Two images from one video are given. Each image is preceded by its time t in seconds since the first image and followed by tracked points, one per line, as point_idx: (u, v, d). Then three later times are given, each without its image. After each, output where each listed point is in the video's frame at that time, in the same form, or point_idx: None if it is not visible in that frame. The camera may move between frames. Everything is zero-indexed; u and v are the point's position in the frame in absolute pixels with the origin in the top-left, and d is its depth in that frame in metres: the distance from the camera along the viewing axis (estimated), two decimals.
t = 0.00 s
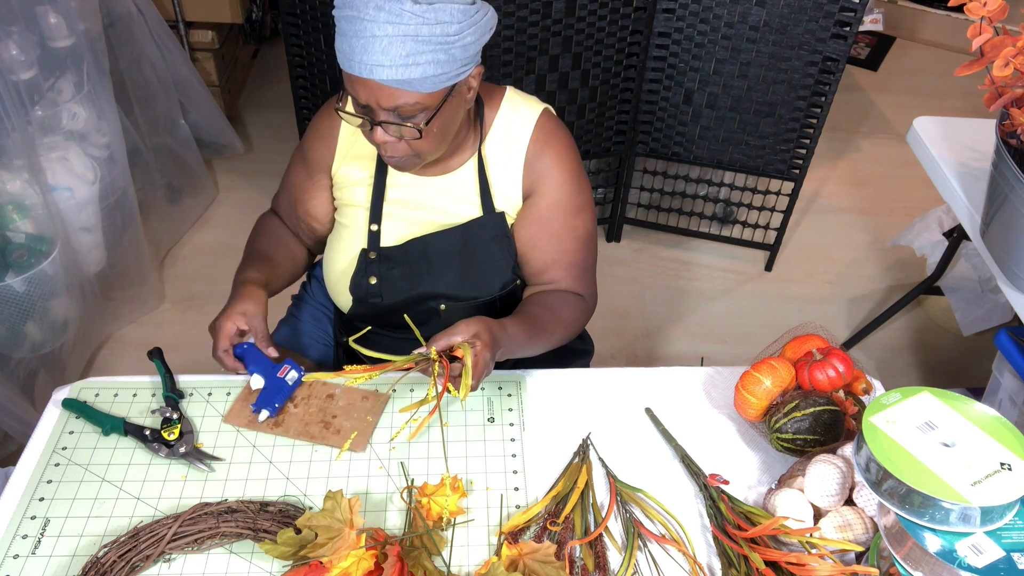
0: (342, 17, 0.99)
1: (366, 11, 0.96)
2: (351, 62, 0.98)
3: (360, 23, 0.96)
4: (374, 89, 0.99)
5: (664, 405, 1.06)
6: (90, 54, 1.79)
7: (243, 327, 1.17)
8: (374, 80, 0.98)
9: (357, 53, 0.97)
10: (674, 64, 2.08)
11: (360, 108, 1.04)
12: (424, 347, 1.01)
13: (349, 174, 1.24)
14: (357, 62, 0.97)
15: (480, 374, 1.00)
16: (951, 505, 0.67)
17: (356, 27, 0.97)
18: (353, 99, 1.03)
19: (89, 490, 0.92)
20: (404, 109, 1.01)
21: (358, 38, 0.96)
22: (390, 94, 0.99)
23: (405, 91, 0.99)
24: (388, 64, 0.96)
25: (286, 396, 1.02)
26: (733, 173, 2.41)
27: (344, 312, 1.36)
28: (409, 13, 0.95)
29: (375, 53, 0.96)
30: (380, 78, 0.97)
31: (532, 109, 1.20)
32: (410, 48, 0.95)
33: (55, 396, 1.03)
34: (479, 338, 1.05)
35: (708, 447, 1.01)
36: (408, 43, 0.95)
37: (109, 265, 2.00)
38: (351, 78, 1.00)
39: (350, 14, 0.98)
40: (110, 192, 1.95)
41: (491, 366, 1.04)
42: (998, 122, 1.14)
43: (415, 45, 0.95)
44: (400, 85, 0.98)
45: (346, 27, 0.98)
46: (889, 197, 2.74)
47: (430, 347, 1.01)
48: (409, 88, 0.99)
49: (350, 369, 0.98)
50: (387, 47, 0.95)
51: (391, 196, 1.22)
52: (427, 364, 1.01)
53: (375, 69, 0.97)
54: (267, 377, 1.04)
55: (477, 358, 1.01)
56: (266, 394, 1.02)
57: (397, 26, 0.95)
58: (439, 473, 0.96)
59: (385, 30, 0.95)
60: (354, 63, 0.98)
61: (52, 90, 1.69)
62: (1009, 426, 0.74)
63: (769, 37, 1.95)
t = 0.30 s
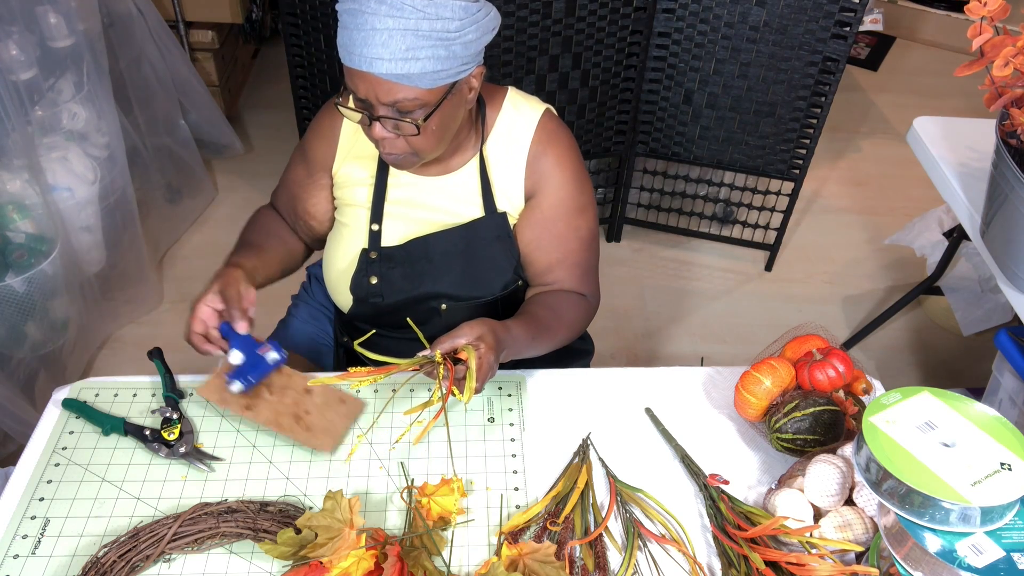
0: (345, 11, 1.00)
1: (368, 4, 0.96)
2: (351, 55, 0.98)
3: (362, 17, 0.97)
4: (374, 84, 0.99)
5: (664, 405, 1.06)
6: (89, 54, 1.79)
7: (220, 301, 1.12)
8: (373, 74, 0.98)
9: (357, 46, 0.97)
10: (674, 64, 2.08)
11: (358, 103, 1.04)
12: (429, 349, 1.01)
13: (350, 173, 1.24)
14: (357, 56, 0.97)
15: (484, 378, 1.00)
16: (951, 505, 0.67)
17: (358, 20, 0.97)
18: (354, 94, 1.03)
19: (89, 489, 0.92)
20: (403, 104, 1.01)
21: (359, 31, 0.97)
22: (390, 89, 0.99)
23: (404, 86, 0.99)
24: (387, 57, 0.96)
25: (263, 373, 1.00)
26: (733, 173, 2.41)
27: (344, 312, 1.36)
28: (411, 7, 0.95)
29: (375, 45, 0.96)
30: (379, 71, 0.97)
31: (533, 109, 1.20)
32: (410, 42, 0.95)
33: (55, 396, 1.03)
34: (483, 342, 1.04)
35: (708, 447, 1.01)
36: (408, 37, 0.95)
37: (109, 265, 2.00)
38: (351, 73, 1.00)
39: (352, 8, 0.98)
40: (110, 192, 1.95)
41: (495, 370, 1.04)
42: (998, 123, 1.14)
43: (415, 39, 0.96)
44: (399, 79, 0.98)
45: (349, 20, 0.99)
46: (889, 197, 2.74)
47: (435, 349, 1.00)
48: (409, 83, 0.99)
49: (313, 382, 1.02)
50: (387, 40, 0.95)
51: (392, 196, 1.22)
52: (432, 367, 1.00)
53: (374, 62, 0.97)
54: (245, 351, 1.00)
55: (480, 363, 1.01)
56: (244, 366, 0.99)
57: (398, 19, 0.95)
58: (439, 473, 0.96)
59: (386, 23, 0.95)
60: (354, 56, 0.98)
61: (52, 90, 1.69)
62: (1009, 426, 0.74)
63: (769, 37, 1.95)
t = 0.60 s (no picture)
0: (339, 10, 1.00)
1: (362, 3, 0.96)
2: (345, 54, 0.98)
3: (356, 15, 0.97)
4: (367, 82, 0.99)
5: (664, 405, 1.06)
6: (90, 54, 1.79)
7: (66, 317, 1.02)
8: (367, 72, 0.98)
9: (351, 45, 0.97)
10: (674, 64, 2.08)
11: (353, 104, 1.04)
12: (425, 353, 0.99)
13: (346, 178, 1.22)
14: (351, 54, 0.98)
15: (480, 380, 1.00)
16: (951, 505, 0.67)
17: (352, 19, 0.97)
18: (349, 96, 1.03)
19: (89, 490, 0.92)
20: (397, 104, 1.01)
21: (353, 30, 0.97)
22: (383, 88, 0.99)
23: (398, 85, 0.99)
24: (381, 57, 0.96)
25: (46, 400, 0.90)
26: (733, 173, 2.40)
27: (344, 316, 1.35)
28: (405, 6, 0.95)
29: (369, 44, 0.96)
30: (373, 70, 0.97)
31: (529, 108, 1.20)
32: (404, 41, 0.95)
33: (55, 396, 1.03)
34: (480, 343, 1.04)
35: (708, 447, 1.01)
36: (402, 37, 0.95)
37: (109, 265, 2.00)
38: (345, 72, 1.00)
39: (346, 6, 0.98)
40: (110, 192, 1.95)
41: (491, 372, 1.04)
42: (998, 123, 1.14)
43: (409, 39, 0.95)
44: (393, 79, 0.98)
45: (343, 19, 0.99)
46: (890, 197, 2.74)
47: (431, 352, 1.00)
48: (402, 82, 0.99)
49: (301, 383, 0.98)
50: (381, 39, 0.95)
51: (389, 200, 1.21)
52: (427, 368, 1.00)
53: (368, 61, 0.97)
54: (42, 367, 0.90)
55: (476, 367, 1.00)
56: (29, 383, 0.89)
57: (392, 18, 0.95)
58: (439, 473, 0.96)
59: (380, 22, 0.95)
60: (348, 56, 0.98)
61: (52, 90, 1.71)
62: (1009, 425, 0.74)
63: (769, 37, 1.95)
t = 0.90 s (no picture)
0: (328, 20, 1.00)
1: (350, 15, 0.96)
2: (332, 65, 0.99)
3: (343, 27, 0.97)
4: (354, 95, 0.99)
5: (664, 405, 1.06)
6: (90, 54, 1.79)
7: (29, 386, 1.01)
8: (353, 84, 0.98)
9: (338, 56, 0.97)
10: (674, 64, 2.08)
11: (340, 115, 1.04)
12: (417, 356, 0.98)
13: (341, 191, 1.22)
14: (338, 66, 0.98)
15: (469, 386, 0.99)
16: (951, 505, 0.67)
17: (340, 30, 0.97)
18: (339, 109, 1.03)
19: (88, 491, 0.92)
20: (383, 116, 1.01)
21: (339, 41, 0.97)
22: (370, 101, 0.99)
23: (384, 97, 0.99)
24: (368, 69, 0.96)
25: (49, 484, 0.91)
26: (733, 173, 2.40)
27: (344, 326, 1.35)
28: (392, 18, 0.95)
29: (355, 56, 0.96)
30: (360, 82, 0.97)
31: (522, 112, 1.20)
32: (390, 53, 0.95)
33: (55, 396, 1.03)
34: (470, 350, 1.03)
35: (708, 447, 1.01)
36: (389, 49, 0.95)
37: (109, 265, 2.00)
38: (333, 83, 1.00)
39: (334, 17, 0.98)
40: (110, 193, 1.95)
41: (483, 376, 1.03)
42: (998, 123, 1.13)
43: (396, 52, 0.96)
44: (379, 91, 0.98)
45: (331, 30, 0.99)
46: (890, 197, 2.74)
47: (423, 356, 0.98)
48: (388, 95, 0.99)
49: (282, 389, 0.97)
50: (367, 51, 0.95)
51: (385, 210, 1.22)
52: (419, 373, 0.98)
53: (355, 73, 0.97)
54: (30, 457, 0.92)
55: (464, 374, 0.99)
56: (25, 480, 0.90)
57: (379, 30, 0.95)
58: (439, 473, 0.96)
59: (367, 34, 0.95)
60: (336, 66, 0.98)
61: (52, 90, 1.70)
62: (1009, 426, 0.74)
63: (769, 37, 1.95)
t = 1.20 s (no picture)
0: (340, 21, 0.97)
1: (369, 11, 0.95)
2: (357, 64, 0.97)
3: (363, 24, 0.95)
4: (382, 91, 0.99)
5: (665, 405, 1.06)
6: (89, 54, 1.79)
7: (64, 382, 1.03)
8: (382, 80, 0.97)
9: (364, 54, 0.96)
10: (675, 64, 2.08)
11: (360, 114, 1.03)
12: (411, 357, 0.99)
13: (339, 189, 1.22)
14: (363, 64, 0.97)
15: (463, 387, 0.99)
16: (951, 505, 0.67)
17: (360, 28, 0.96)
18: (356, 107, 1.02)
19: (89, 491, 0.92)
20: (412, 109, 1.01)
21: (362, 39, 0.95)
22: (400, 94, 0.99)
23: (414, 88, 0.99)
24: (399, 61, 0.96)
25: (55, 489, 0.90)
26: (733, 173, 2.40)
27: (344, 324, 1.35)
28: (415, 7, 0.96)
29: (383, 52, 0.95)
30: (391, 76, 0.97)
31: (519, 109, 1.20)
32: (419, 42, 0.96)
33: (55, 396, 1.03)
34: (465, 350, 1.03)
35: (708, 447, 1.01)
36: (418, 37, 0.96)
37: (109, 265, 2.00)
38: (356, 83, 0.99)
39: (349, 16, 0.96)
40: (110, 193, 1.95)
41: (476, 378, 1.02)
42: (998, 123, 1.13)
43: (423, 40, 0.96)
44: (410, 83, 0.98)
45: (347, 29, 0.96)
46: (889, 197, 2.74)
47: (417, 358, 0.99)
48: (418, 85, 0.99)
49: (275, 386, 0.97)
50: (397, 43, 0.95)
51: (382, 208, 1.22)
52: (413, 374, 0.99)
53: (385, 68, 0.96)
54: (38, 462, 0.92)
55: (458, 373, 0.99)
56: (31, 485, 0.90)
57: (404, 21, 0.95)
58: (439, 474, 0.96)
59: (392, 26, 0.95)
60: (361, 65, 0.97)
61: (51, 90, 1.70)
62: (1009, 425, 0.74)
63: (769, 37, 1.95)
